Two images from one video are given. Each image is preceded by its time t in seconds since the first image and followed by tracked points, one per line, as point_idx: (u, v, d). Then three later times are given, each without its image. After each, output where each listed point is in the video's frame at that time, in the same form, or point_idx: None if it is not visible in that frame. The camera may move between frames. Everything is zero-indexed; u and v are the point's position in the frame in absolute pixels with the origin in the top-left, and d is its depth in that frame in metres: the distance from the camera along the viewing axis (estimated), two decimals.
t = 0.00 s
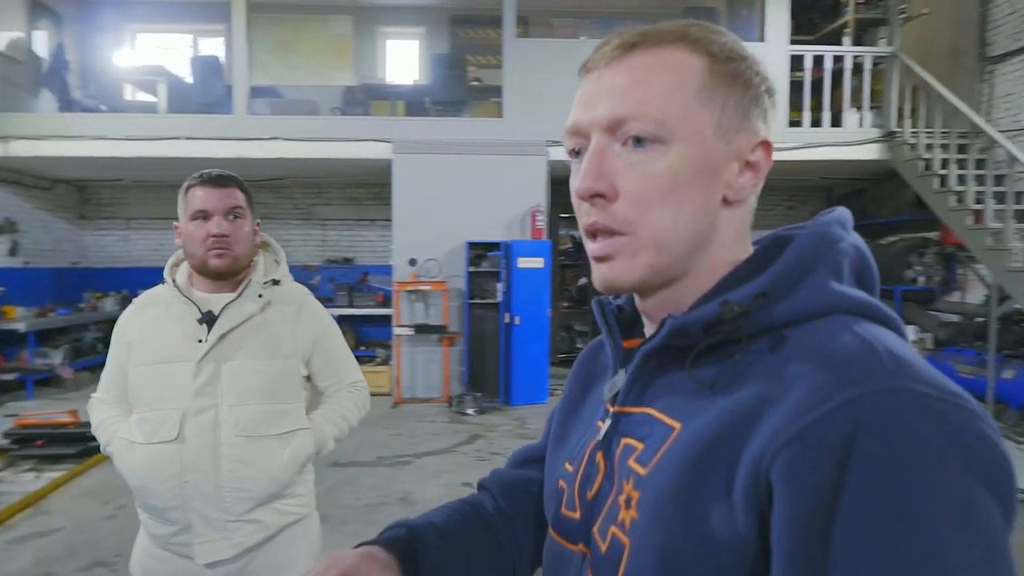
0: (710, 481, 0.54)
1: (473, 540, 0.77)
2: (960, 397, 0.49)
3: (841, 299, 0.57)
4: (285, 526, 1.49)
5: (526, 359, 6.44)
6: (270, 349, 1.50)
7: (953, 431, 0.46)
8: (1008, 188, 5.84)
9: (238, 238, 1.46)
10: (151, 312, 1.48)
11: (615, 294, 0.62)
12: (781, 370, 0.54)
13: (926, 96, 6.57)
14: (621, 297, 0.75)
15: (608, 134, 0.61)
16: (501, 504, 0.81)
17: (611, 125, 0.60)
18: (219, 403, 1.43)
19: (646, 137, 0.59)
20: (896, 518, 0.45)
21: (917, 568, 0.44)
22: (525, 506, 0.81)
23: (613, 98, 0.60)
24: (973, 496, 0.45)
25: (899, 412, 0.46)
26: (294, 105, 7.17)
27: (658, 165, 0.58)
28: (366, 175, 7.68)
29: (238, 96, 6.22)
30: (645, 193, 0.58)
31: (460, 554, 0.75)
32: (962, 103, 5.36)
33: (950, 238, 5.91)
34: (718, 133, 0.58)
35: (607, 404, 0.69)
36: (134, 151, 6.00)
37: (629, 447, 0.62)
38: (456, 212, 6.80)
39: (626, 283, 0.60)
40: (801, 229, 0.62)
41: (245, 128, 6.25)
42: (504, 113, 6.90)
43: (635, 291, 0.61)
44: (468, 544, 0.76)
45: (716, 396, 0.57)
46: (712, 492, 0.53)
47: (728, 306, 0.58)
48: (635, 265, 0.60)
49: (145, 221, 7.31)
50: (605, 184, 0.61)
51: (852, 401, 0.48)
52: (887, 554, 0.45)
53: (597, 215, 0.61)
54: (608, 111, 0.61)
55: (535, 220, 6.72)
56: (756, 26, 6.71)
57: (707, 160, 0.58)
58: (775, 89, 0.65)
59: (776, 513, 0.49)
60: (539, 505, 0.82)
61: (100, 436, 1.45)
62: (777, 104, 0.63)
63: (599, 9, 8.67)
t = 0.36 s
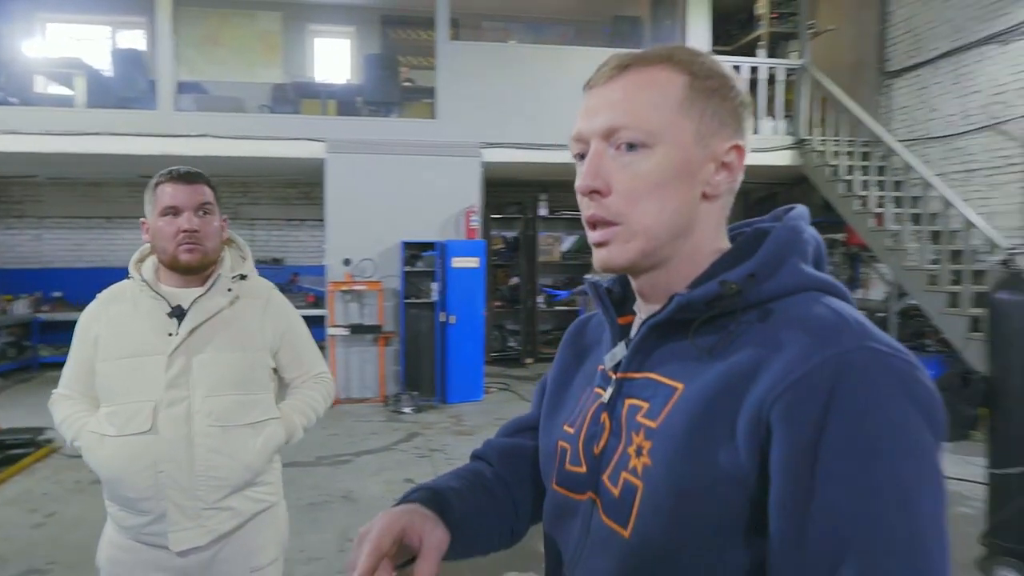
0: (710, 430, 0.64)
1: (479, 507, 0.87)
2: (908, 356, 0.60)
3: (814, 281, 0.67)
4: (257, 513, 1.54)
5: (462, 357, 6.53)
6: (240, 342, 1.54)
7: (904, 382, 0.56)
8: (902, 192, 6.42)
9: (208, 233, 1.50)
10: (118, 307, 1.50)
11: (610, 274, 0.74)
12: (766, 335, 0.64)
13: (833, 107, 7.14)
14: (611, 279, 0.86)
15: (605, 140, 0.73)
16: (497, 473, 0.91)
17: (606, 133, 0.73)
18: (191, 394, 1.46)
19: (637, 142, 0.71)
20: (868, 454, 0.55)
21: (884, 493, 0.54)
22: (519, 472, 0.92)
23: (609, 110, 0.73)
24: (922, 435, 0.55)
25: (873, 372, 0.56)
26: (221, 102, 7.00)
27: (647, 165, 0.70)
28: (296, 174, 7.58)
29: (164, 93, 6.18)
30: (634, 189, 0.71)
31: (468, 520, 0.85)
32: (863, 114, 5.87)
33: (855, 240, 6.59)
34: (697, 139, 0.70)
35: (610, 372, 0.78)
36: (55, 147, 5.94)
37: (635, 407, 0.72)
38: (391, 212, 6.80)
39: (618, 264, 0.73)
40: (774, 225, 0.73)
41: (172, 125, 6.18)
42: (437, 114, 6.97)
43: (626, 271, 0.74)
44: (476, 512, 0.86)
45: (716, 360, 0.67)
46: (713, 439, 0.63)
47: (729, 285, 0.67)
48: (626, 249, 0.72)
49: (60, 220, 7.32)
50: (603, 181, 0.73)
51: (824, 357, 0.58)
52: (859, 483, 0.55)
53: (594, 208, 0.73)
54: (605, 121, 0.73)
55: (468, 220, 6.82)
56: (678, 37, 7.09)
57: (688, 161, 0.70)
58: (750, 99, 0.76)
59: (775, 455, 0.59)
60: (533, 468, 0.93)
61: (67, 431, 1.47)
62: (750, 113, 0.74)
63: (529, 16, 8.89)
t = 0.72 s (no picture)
0: (679, 383, 0.76)
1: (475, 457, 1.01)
2: (836, 320, 0.74)
3: (765, 260, 0.81)
4: (234, 498, 1.60)
5: (410, 355, 6.59)
6: (218, 331, 1.60)
7: (830, 338, 0.70)
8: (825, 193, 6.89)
9: (186, 226, 1.56)
10: (95, 299, 1.55)
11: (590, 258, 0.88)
12: (723, 304, 0.78)
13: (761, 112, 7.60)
14: (592, 263, 1.00)
15: (580, 145, 0.86)
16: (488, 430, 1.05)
17: (582, 139, 0.86)
18: (171, 382, 1.52)
19: (606, 147, 0.84)
20: (805, 395, 0.68)
21: (818, 428, 0.67)
22: (508, 431, 1.06)
23: (583, 120, 0.86)
24: (847, 380, 0.69)
25: (808, 330, 0.70)
26: (159, 96, 6.93)
27: (615, 166, 0.84)
28: (237, 170, 7.50)
29: (101, 88, 6.46)
30: (605, 185, 0.84)
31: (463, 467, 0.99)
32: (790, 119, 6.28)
33: (784, 237, 7.05)
34: (657, 142, 0.83)
35: (593, 341, 0.91)
36: None
37: (615, 369, 0.84)
38: (336, 210, 6.79)
39: (596, 249, 0.87)
40: (731, 215, 0.88)
41: (111, 120, 6.46)
42: (382, 112, 7.03)
43: (603, 255, 0.87)
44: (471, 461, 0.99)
45: (682, 325, 0.80)
46: (680, 391, 0.76)
47: (692, 264, 0.81)
48: (601, 237, 0.86)
49: None
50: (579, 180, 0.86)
51: (769, 318, 0.72)
52: (798, 419, 0.68)
53: (573, 203, 0.87)
54: (580, 130, 0.86)
55: (415, 218, 6.88)
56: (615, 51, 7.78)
57: (650, 160, 0.83)
58: (707, 105, 0.89)
59: (734, 400, 0.71)
60: (521, 427, 1.08)
61: (46, 422, 1.51)
62: (705, 115, 0.87)
63: (473, 16, 9.03)
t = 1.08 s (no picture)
0: (676, 347, 0.89)
1: (460, 405, 1.15)
2: (806, 294, 0.88)
3: (747, 244, 0.95)
4: (242, 476, 1.70)
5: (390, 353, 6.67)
6: (228, 319, 1.70)
7: (803, 308, 0.84)
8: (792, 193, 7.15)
9: (198, 219, 1.65)
10: (110, 289, 1.64)
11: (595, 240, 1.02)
12: (713, 280, 0.91)
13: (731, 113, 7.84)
14: (592, 246, 1.14)
15: (586, 144, 0.99)
16: (483, 384, 1.20)
17: (588, 138, 0.99)
18: (185, 366, 1.62)
19: (609, 146, 0.97)
20: (785, 354, 0.81)
21: (794, 381, 0.81)
22: (506, 390, 1.20)
23: (590, 122, 0.98)
24: (816, 342, 0.83)
25: (786, 300, 0.83)
26: (136, 95, 6.96)
27: (617, 162, 0.97)
28: (214, 169, 7.53)
29: (76, 85, 6.50)
30: (608, 179, 0.97)
31: (434, 405, 1.13)
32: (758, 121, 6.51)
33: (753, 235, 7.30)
34: (654, 141, 0.96)
35: (597, 313, 1.04)
36: None
37: (618, 338, 0.97)
38: (314, 209, 6.86)
39: (599, 233, 1.00)
40: (716, 205, 1.02)
41: (87, 118, 6.48)
42: (360, 112, 7.10)
43: (605, 239, 1.01)
44: (446, 401, 1.14)
45: (677, 299, 0.93)
46: (677, 354, 0.89)
47: (687, 247, 0.94)
48: (604, 223, 0.99)
49: None
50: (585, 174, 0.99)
51: (754, 290, 0.85)
52: (779, 374, 0.81)
53: (579, 193, 1.00)
54: (586, 130, 0.99)
55: (393, 217, 6.96)
56: (586, 50, 7.90)
57: (648, 157, 0.96)
58: (696, 107, 1.02)
59: (726, 359, 0.84)
60: (522, 389, 1.22)
61: (61, 406, 1.60)
62: (695, 118, 1.00)
63: (447, 18, 9.12)
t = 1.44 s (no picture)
0: (673, 325, 1.02)
1: (502, 375, 1.28)
2: (787, 280, 1.00)
3: (738, 238, 1.08)
4: (266, 457, 1.82)
5: (386, 351, 6.77)
6: (252, 309, 1.82)
7: (782, 291, 0.97)
8: (778, 193, 7.33)
9: (224, 216, 1.77)
10: (143, 281, 1.76)
11: (599, 237, 1.15)
12: (705, 268, 1.04)
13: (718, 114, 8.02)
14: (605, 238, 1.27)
15: (586, 153, 1.12)
16: (515, 353, 1.31)
17: (588, 148, 1.12)
18: (213, 352, 1.74)
19: (605, 155, 1.10)
20: (764, 331, 0.93)
21: (772, 355, 0.92)
22: (530, 359, 1.32)
23: (589, 135, 1.11)
24: (792, 322, 0.96)
25: (767, 285, 0.96)
26: (133, 96, 7.03)
27: (613, 169, 1.09)
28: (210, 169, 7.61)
29: (74, 87, 6.58)
30: (605, 183, 1.10)
31: (497, 382, 1.29)
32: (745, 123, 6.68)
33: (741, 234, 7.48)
34: (645, 149, 1.09)
35: (606, 297, 1.18)
36: None
37: (624, 318, 1.10)
38: (309, 208, 6.95)
39: (601, 231, 1.13)
40: (709, 204, 1.15)
41: (84, 119, 6.56)
42: (354, 113, 7.19)
43: (607, 235, 1.14)
44: (505, 378, 1.29)
45: (674, 284, 1.06)
46: (673, 332, 1.02)
47: (684, 239, 1.08)
48: (605, 222, 1.12)
49: None
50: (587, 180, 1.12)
51: (738, 276, 0.98)
52: (759, 348, 0.93)
53: (583, 197, 1.13)
54: (587, 142, 1.12)
55: (388, 217, 7.08)
56: (578, 53, 8.04)
57: (640, 163, 1.09)
58: (687, 115, 1.14)
59: (715, 333, 0.96)
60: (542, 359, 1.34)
61: (96, 390, 1.71)
62: (686, 125, 1.11)
63: (439, 19, 9.21)
